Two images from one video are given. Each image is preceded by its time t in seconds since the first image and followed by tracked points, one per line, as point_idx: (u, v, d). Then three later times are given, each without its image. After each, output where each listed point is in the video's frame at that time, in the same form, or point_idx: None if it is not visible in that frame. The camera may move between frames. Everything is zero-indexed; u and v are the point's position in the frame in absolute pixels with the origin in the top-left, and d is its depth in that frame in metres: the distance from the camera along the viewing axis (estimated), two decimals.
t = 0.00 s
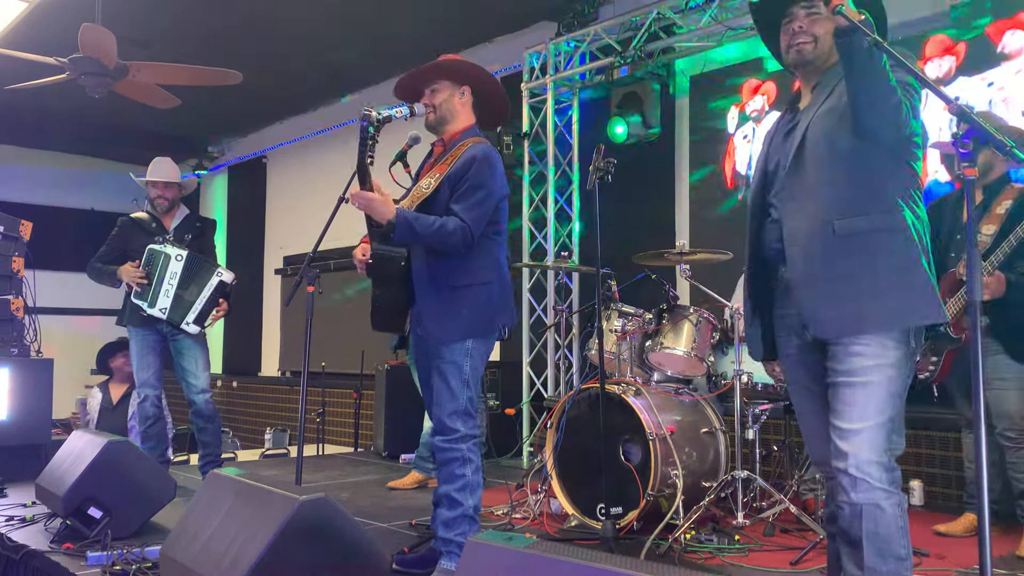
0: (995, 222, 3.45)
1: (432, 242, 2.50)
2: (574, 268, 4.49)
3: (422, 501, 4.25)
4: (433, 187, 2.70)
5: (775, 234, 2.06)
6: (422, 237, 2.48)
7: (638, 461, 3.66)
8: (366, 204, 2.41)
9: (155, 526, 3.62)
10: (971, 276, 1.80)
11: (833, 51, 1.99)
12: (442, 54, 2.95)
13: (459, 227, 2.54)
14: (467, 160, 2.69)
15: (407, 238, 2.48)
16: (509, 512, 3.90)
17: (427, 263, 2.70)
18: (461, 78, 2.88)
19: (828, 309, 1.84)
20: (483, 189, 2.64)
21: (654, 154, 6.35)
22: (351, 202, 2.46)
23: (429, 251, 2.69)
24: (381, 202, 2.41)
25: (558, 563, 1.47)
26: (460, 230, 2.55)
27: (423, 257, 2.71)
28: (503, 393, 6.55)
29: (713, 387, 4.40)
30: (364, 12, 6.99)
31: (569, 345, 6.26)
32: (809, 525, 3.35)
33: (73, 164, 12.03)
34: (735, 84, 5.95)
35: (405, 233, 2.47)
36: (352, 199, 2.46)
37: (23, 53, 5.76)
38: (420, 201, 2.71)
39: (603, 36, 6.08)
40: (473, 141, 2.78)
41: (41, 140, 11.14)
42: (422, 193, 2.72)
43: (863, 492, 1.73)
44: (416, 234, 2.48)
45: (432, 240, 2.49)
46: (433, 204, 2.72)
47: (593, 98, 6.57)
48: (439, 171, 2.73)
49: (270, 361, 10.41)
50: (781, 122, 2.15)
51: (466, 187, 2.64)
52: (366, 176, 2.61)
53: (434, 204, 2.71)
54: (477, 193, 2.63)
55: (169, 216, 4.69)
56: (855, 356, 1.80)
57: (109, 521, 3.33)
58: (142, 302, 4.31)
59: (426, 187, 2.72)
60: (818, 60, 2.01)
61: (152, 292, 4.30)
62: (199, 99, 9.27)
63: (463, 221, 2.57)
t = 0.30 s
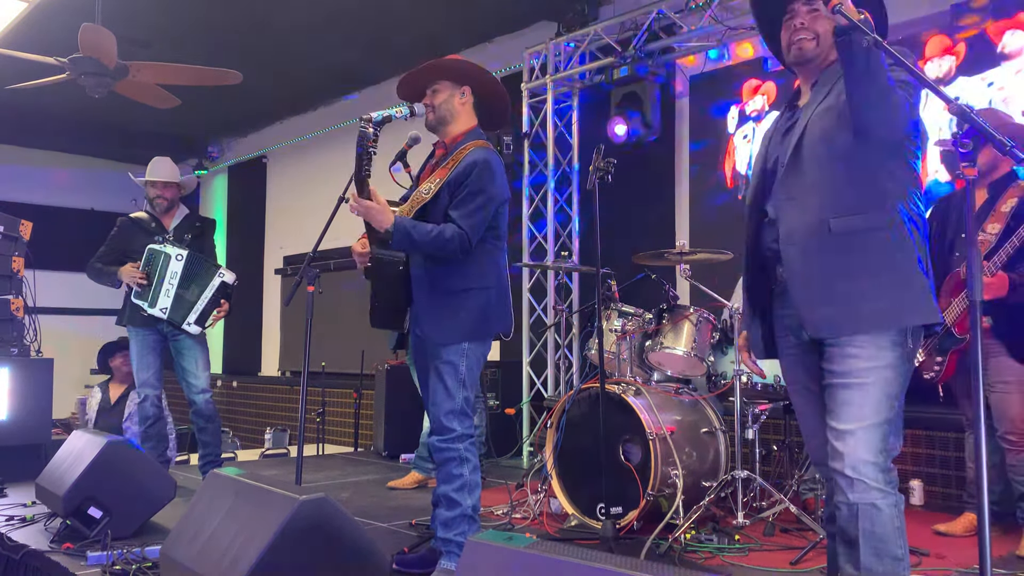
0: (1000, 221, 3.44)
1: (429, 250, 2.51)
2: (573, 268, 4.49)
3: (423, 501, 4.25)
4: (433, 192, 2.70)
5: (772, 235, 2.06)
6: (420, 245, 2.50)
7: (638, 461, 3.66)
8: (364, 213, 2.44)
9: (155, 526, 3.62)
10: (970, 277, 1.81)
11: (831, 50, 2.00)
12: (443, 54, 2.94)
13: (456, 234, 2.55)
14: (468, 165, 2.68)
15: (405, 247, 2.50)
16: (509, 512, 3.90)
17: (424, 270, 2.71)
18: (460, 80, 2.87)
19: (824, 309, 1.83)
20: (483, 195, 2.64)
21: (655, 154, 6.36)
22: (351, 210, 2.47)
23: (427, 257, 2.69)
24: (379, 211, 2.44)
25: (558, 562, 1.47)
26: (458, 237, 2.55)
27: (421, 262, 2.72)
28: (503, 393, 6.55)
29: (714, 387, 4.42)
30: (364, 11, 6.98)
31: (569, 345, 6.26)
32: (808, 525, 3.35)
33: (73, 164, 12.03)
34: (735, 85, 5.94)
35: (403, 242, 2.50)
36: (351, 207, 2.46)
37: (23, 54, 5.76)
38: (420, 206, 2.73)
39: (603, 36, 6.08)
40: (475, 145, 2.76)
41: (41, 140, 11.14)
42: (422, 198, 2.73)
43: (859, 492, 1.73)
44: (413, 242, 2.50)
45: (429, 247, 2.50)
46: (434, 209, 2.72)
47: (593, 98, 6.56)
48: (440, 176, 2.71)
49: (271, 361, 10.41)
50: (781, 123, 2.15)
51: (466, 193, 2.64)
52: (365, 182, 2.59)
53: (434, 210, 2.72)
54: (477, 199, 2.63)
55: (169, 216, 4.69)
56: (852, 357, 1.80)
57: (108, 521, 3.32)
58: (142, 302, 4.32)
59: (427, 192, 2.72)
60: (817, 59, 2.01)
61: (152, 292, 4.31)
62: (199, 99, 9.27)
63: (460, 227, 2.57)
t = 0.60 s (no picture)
0: (1004, 221, 3.41)
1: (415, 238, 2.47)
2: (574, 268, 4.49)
3: (423, 501, 4.25)
4: (432, 186, 2.70)
5: (777, 236, 2.05)
6: (406, 233, 2.45)
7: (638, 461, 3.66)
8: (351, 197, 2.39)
9: (155, 527, 3.62)
10: (971, 277, 1.82)
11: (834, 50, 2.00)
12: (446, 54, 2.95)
13: (445, 223, 2.52)
14: (469, 165, 2.67)
15: (389, 235, 2.44)
16: (509, 513, 3.90)
17: (425, 265, 2.68)
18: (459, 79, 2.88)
19: (830, 309, 1.83)
20: (484, 194, 2.64)
21: (655, 154, 6.36)
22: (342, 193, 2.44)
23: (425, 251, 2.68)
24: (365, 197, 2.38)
25: (559, 562, 1.47)
26: (446, 226, 2.52)
27: (421, 256, 2.70)
28: (503, 393, 6.55)
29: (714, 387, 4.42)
30: (363, 12, 6.98)
31: (569, 345, 6.27)
32: (808, 525, 3.35)
33: (72, 164, 12.03)
34: (735, 85, 5.93)
35: (386, 229, 2.44)
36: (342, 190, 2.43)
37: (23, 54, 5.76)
38: (419, 199, 2.73)
39: (603, 36, 6.08)
40: (478, 145, 2.76)
41: (40, 140, 11.14)
42: (421, 190, 2.73)
43: (863, 492, 1.73)
44: (398, 231, 2.44)
45: (416, 236, 2.47)
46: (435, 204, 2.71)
47: (593, 98, 6.57)
48: (442, 171, 2.71)
49: (271, 361, 10.41)
50: (784, 124, 2.15)
51: (465, 187, 2.63)
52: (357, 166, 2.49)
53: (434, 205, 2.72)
54: (477, 196, 2.62)
55: (168, 215, 4.69)
56: (856, 355, 1.80)
57: (108, 521, 3.32)
58: (142, 301, 4.32)
59: (427, 185, 2.72)
60: (819, 59, 2.01)
61: (152, 291, 4.31)
62: (199, 99, 9.27)
63: (449, 216, 2.54)
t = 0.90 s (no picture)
0: (1010, 221, 3.38)
1: (415, 232, 2.47)
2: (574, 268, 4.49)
3: (423, 500, 4.26)
4: (430, 183, 2.71)
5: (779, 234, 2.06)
6: (405, 226, 2.45)
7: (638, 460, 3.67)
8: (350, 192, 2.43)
9: (155, 526, 3.62)
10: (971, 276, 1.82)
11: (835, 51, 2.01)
12: (446, 55, 2.97)
13: (444, 216, 2.52)
14: (467, 160, 2.68)
15: (388, 228, 2.45)
16: (509, 512, 3.89)
17: (423, 263, 2.69)
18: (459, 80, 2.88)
19: (831, 308, 1.84)
20: (483, 189, 2.63)
21: (656, 154, 6.38)
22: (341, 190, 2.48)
23: (425, 247, 2.69)
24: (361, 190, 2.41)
25: (560, 561, 1.47)
26: (445, 218, 2.52)
27: (420, 253, 2.71)
28: (503, 393, 6.55)
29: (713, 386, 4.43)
30: (364, 12, 6.99)
31: (569, 345, 6.27)
32: (808, 524, 3.34)
33: (72, 163, 12.02)
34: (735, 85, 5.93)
35: (386, 222, 2.45)
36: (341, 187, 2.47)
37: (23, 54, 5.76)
38: (417, 196, 2.73)
39: (603, 36, 6.09)
40: (475, 141, 2.76)
41: (40, 140, 11.14)
42: (418, 188, 2.74)
43: (864, 492, 1.73)
44: (397, 223, 2.45)
45: (415, 229, 2.47)
46: (433, 200, 2.71)
47: (593, 99, 6.58)
48: (438, 168, 2.73)
49: (271, 361, 10.41)
50: (785, 124, 2.15)
51: (463, 180, 2.64)
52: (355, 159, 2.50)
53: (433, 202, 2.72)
54: (475, 190, 2.62)
55: (168, 214, 4.69)
56: (858, 355, 1.80)
57: (108, 520, 3.31)
58: (141, 300, 4.31)
59: (425, 182, 2.73)
60: (820, 58, 2.02)
61: (151, 289, 4.30)
62: (200, 99, 9.28)
63: (449, 210, 2.54)
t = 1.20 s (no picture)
0: (1017, 217, 3.39)
1: (418, 234, 2.48)
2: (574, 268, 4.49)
3: (423, 501, 4.26)
4: (430, 183, 2.72)
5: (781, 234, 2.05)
6: (407, 230, 2.48)
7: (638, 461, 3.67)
8: (351, 198, 2.47)
9: (155, 526, 3.62)
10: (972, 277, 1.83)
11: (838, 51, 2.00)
12: (446, 55, 2.97)
13: (445, 218, 2.52)
14: (466, 157, 2.68)
15: (392, 231, 2.47)
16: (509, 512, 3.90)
17: (424, 263, 2.70)
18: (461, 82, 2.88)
19: (832, 308, 1.84)
20: (483, 187, 2.64)
21: (656, 154, 6.37)
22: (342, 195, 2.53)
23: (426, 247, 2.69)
24: (363, 197, 2.46)
25: (559, 562, 1.47)
26: (448, 221, 2.52)
27: (420, 254, 2.71)
28: (503, 393, 6.54)
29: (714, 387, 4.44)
30: (363, 11, 6.99)
31: (569, 345, 6.27)
32: (808, 525, 3.34)
33: (71, 163, 12.01)
34: (735, 84, 5.91)
35: (389, 226, 2.47)
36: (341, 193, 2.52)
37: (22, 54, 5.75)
38: (418, 196, 2.74)
39: (602, 36, 6.08)
40: (473, 139, 2.76)
41: (40, 140, 11.13)
42: (419, 188, 2.75)
43: (862, 492, 1.73)
44: (400, 227, 2.48)
45: (417, 232, 2.48)
46: (433, 201, 2.72)
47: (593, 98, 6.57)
48: (437, 168, 2.74)
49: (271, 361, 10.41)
50: (788, 124, 2.14)
51: (463, 179, 2.64)
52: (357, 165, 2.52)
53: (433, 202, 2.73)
54: (475, 190, 2.62)
55: (167, 214, 4.69)
56: (858, 355, 1.80)
57: (108, 521, 3.33)
58: (142, 300, 4.29)
59: (425, 183, 2.74)
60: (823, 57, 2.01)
61: (152, 289, 4.28)
62: (199, 99, 9.28)
63: (451, 211, 2.55)
